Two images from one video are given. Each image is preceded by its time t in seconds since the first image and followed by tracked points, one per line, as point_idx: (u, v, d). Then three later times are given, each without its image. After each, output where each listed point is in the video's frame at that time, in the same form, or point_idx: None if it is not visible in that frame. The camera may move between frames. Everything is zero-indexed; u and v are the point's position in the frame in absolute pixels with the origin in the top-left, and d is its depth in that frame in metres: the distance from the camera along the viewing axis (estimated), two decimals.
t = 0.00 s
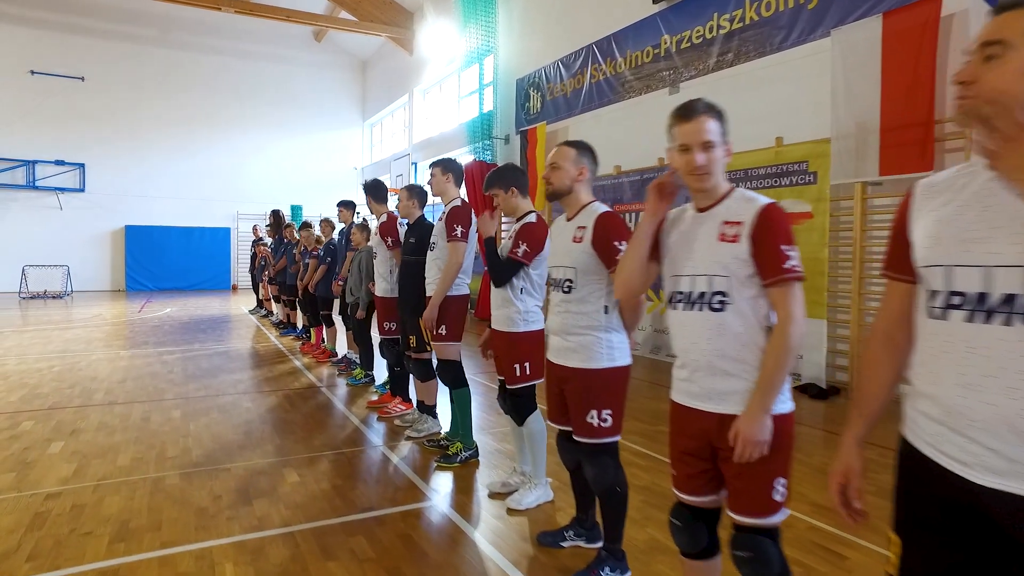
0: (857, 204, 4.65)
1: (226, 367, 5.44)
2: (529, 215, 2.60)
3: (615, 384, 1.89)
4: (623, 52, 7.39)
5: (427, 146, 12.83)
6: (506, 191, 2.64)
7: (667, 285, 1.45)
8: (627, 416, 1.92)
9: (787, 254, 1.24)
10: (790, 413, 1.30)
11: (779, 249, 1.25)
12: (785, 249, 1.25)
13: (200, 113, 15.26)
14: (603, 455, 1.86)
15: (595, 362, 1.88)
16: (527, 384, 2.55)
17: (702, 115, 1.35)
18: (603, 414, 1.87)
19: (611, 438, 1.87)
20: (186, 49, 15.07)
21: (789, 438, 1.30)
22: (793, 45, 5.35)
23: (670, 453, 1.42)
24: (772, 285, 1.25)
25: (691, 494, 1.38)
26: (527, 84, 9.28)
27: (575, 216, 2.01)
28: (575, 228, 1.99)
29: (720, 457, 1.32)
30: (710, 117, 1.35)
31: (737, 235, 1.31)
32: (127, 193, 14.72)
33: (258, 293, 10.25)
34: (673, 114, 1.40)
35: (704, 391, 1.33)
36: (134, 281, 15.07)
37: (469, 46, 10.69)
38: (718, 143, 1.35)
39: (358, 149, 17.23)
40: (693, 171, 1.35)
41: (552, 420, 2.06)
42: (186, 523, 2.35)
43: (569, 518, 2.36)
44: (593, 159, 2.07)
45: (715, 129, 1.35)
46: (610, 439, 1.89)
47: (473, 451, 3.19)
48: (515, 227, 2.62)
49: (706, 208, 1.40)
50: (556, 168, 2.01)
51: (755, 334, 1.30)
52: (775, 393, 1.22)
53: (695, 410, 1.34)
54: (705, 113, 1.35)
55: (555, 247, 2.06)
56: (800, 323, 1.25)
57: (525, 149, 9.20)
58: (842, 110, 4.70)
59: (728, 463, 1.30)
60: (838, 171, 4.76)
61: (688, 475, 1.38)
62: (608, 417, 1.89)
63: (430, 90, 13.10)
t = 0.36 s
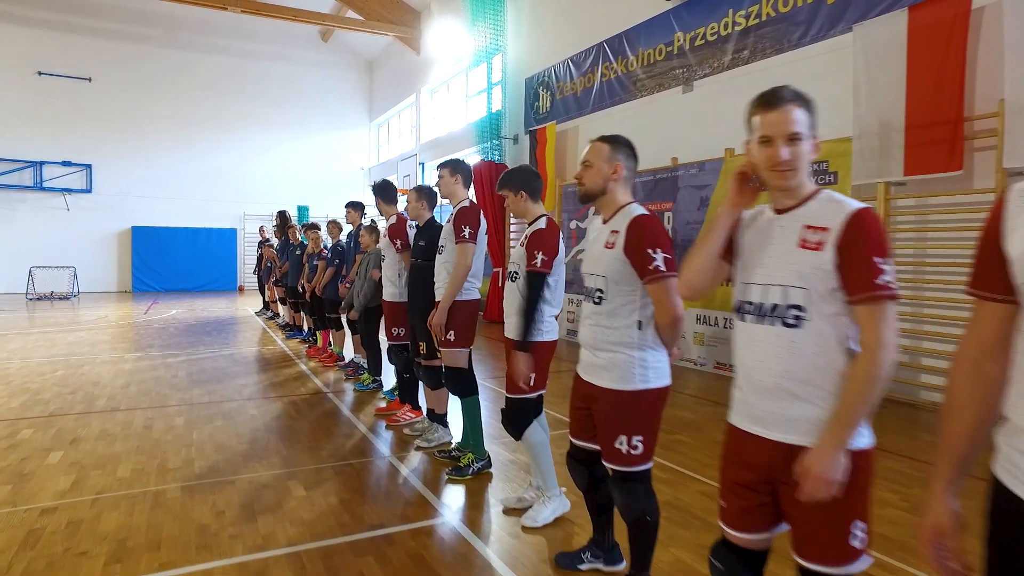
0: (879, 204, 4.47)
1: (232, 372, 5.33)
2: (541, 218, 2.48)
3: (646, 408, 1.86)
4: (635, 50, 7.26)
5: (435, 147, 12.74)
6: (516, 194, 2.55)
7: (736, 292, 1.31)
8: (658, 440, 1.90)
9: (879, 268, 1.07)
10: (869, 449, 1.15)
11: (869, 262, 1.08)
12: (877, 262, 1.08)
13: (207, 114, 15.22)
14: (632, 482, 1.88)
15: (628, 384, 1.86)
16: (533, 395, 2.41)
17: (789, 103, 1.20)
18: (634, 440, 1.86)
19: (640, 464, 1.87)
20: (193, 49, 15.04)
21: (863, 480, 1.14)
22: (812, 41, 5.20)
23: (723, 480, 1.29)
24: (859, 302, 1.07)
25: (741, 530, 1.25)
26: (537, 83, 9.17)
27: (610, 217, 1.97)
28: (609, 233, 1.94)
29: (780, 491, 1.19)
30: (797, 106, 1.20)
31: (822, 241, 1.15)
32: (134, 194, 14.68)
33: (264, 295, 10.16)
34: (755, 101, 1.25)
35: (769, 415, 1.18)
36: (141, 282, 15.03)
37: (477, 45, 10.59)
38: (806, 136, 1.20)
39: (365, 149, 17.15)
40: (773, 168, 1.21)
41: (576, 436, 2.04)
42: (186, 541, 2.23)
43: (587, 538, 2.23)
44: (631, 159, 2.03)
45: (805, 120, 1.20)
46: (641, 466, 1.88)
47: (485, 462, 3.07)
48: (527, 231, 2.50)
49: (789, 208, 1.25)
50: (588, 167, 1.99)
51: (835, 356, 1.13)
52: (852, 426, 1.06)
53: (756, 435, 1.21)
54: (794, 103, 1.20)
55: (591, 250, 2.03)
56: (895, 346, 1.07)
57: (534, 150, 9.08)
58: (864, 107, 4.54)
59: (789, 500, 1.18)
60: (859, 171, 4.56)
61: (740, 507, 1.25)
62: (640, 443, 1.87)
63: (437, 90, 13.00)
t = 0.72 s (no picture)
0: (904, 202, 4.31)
1: (238, 374, 5.25)
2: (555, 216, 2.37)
3: (679, 421, 1.87)
4: (647, 46, 7.16)
5: (442, 146, 12.65)
6: (526, 190, 2.42)
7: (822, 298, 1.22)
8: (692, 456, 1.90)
9: (970, 288, 0.93)
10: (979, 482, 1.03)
11: (957, 280, 0.94)
12: (969, 278, 0.93)
13: (214, 113, 15.18)
14: (665, 499, 1.88)
15: (660, 397, 1.86)
16: (547, 401, 2.32)
17: (856, 95, 1.06)
18: (668, 456, 1.86)
19: (673, 480, 1.87)
20: (200, 48, 15.00)
21: (970, 524, 1.01)
22: (830, 36, 5.09)
23: (794, 499, 1.25)
24: (951, 327, 0.95)
25: (809, 556, 1.19)
26: (546, 81, 9.06)
27: (648, 212, 2.00)
28: (645, 233, 1.96)
29: (855, 519, 1.12)
30: (866, 99, 1.05)
31: (903, 254, 1.03)
32: (140, 194, 14.64)
33: (270, 295, 10.07)
34: (818, 96, 1.12)
35: (849, 437, 1.12)
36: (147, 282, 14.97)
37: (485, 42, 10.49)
38: (874, 134, 1.04)
39: (371, 149, 17.06)
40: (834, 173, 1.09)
41: (608, 446, 2.06)
42: (189, 556, 2.13)
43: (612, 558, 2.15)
44: (667, 154, 2.04)
45: (871, 116, 1.04)
46: (674, 481, 1.89)
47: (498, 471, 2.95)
48: (541, 229, 2.39)
49: (875, 210, 1.11)
50: (618, 165, 2.06)
51: (923, 379, 1.03)
52: (948, 472, 0.94)
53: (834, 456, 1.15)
54: (855, 98, 1.05)
55: (625, 251, 2.05)
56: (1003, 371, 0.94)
57: (544, 148, 8.97)
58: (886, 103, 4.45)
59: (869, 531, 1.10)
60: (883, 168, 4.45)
61: (805, 527, 1.20)
62: (673, 458, 1.87)
63: (444, 88, 12.90)
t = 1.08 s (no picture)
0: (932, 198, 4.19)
1: (243, 377, 5.12)
2: (579, 212, 2.21)
3: (722, 433, 1.75)
4: (659, 43, 7.04)
5: (449, 145, 12.54)
6: (545, 184, 2.26)
7: (914, 302, 1.08)
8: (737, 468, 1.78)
9: None
10: None
11: None
12: None
13: (219, 113, 15.11)
14: (711, 517, 1.78)
15: (703, 408, 1.74)
16: (580, 415, 2.14)
17: (958, 71, 0.92)
18: (710, 471, 1.75)
19: (717, 495, 1.76)
20: (204, 47, 14.92)
21: None
22: (850, 30, 4.95)
23: (867, 524, 1.12)
24: None
25: None
26: (555, 78, 8.94)
27: (683, 210, 1.83)
28: (681, 235, 1.80)
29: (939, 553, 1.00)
30: (973, 77, 0.91)
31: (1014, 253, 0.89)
32: (145, 194, 14.57)
33: (276, 295, 9.97)
34: (916, 75, 0.99)
35: (935, 461, 0.99)
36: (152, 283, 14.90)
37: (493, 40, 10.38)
38: (984, 117, 0.90)
39: (376, 148, 16.97)
40: (934, 161, 0.96)
41: (643, 461, 1.95)
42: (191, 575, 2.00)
43: None
44: (699, 146, 1.85)
45: (980, 95, 0.90)
46: (720, 497, 1.78)
47: (515, 480, 2.81)
48: (563, 226, 2.23)
49: (988, 203, 0.96)
50: (644, 162, 1.90)
51: None
52: None
53: (915, 478, 1.02)
54: (962, 76, 0.92)
55: (660, 252, 1.90)
56: None
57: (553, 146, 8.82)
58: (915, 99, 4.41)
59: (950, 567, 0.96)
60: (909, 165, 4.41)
61: (878, 557, 1.08)
62: (717, 473, 1.76)
63: (451, 87, 12.80)
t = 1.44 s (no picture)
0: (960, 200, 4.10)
1: (247, 382, 5.00)
2: (608, 216, 2.09)
3: (763, 449, 1.52)
4: (672, 40, 6.91)
5: (454, 144, 12.44)
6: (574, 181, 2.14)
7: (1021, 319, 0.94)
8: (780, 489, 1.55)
9: None
10: None
11: None
12: None
13: (223, 113, 15.01)
14: (752, 539, 1.55)
15: (741, 422, 1.50)
16: (614, 434, 2.05)
17: None
18: (751, 487, 1.52)
19: (758, 516, 1.53)
20: (207, 46, 14.82)
21: None
22: (871, 26, 4.82)
23: (959, 567, 1.00)
24: None
25: None
26: (564, 77, 8.82)
27: (718, 214, 1.60)
28: (717, 238, 1.58)
29: None
30: None
31: None
32: (148, 193, 14.47)
33: (280, 296, 9.86)
34: None
35: None
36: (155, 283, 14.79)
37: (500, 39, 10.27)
38: None
39: (380, 147, 16.87)
40: None
41: (679, 475, 1.74)
42: None
43: None
44: (737, 144, 1.62)
45: None
46: (760, 517, 1.55)
47: (485, 501, 2.59)
48: (590, 229, 2.11)
49: None
50: (676, 163, 1.68)
51: None
52: None
53: None
54: None
55: (692, 257, 1.67)
56: None
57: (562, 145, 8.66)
58: (941, 95, 4.28)
59: None
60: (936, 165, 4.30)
61: None
62: (759, 490, 1.53)
63: (456, 86, 12.69)
